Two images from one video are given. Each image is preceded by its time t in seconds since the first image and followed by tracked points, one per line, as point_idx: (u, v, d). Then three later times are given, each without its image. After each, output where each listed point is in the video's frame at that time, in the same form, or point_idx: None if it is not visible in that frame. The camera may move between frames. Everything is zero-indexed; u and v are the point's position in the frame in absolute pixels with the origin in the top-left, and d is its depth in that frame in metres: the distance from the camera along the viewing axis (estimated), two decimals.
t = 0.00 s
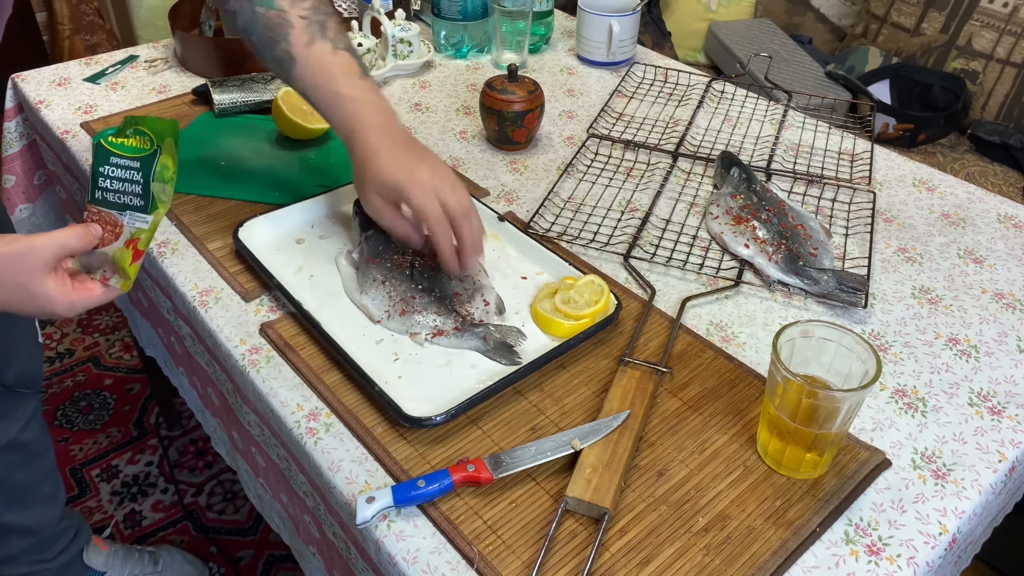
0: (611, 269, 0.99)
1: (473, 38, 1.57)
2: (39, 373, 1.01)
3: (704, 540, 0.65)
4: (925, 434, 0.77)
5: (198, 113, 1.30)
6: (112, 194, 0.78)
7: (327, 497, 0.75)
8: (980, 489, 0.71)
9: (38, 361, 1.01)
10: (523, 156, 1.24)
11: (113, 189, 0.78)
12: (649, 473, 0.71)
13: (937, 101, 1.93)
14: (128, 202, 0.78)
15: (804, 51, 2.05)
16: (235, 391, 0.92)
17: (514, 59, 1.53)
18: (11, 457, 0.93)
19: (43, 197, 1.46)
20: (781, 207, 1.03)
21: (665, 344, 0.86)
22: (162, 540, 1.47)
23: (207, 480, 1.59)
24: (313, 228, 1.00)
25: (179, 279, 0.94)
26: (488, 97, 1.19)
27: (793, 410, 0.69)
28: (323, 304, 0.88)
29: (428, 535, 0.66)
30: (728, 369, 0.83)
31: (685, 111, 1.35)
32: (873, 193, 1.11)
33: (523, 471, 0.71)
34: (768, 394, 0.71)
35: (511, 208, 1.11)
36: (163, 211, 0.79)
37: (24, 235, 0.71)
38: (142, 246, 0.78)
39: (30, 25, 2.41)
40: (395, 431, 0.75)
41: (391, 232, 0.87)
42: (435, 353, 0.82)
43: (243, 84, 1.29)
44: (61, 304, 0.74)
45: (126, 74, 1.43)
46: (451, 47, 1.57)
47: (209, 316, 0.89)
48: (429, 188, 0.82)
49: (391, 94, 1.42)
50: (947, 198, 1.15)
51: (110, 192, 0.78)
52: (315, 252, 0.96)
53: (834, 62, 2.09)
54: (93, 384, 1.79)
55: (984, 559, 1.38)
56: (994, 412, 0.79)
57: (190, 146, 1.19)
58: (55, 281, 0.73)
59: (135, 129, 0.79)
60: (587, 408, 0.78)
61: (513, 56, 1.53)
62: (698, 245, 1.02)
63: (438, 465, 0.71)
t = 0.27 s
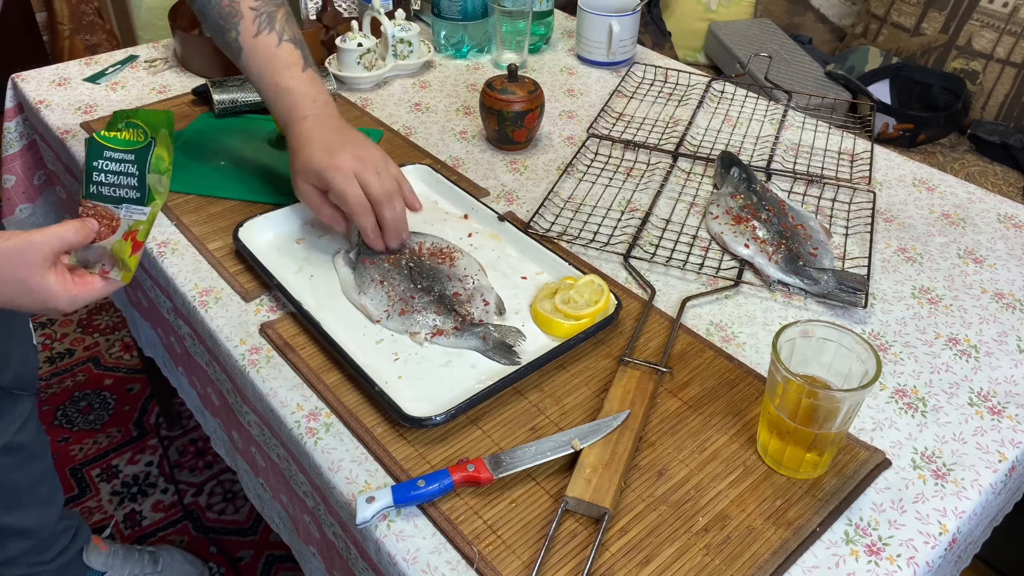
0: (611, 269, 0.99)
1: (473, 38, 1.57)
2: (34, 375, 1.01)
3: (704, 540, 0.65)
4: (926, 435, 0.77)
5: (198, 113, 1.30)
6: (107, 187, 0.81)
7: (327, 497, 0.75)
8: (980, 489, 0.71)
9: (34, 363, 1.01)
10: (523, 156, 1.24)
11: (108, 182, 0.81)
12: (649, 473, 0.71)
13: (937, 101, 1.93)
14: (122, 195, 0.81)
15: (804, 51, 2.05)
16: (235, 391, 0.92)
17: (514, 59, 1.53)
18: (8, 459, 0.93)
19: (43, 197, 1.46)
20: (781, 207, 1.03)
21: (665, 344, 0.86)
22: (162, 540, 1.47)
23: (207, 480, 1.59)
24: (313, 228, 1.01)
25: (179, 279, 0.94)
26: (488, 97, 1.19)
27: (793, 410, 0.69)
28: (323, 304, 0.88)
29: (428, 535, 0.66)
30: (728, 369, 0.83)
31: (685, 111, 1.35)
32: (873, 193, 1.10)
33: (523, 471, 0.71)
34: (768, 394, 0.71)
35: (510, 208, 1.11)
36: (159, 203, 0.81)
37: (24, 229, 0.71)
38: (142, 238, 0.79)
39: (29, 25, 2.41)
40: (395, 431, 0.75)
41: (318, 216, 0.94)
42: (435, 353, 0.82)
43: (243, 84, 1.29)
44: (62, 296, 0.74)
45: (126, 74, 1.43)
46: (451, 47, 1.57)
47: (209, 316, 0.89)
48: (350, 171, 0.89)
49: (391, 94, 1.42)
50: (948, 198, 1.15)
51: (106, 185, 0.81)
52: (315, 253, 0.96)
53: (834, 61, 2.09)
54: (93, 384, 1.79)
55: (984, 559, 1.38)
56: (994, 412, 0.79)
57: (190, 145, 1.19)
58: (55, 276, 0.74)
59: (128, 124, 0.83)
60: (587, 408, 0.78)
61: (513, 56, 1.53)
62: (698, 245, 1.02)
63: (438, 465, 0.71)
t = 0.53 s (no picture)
0: (611, 269, 0.99)
1: (473, 38, 1.57)
2: (27, 377, 0.99)
3: (704, 540, 0.65)
4: (926, 435, 0.77)
5: (198, 113, 1.30)
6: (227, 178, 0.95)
7: (327, 497, 0.75)
8: (980, 489, 0.71)
9: (26, 364, 0.98)
10: (523, 156, 1.24)
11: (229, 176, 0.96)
12: (649, 473, 0.71)
13: (937, 101, 1.93)
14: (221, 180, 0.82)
15: (804, 51, 2.05)
16: (235, 391, 0.92)
17: (514, 59, 1.53)
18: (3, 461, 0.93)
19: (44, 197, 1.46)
20: (781, 207, 1.03)
21: (665, 344, 0.86)
22: (161, 540, 1.47)
23: (207, 480, 1.59)
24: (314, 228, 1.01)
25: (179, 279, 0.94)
26: (488, 97, 1.19)
27: (793, 410, 0.69)
28: (323, 304, 0.88)
29: (428, 535, 0.66)
30: (729, 369, 0.83)
31: (685, 111, 1.35)
32: (873, 193, 1.10)
33: (523, 471, 0.71)
34: (768, 394, 0.71)
35: (510, 208, 1.11)
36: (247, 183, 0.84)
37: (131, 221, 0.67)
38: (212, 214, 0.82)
39: (30, 26, 2.41)
40: (395, 431, 0.75)
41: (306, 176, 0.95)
42: (435, 353, 0.82)
43: (243, 84, 1.29)
44: (175, 282, 0.66)
45: (127, 74, 1.43)
46: (452, 47, 1.57)
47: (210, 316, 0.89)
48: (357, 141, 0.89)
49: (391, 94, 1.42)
50: (947, 198, 1.15)
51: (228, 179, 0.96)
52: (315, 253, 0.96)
53: (834, 62, 2.09)
54: (93, 384, 1.79)
55: (983, 558, 1.38)
56: (994, 412, 0.79)
57: (190, 145, 1.19)
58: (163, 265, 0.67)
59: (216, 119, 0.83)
60: (587, 408, 0.78)
61: (513, 56, 1.53)
62: (698, 245, 1.02)
63: (438, 465, 0.71)
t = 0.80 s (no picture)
0: (611, 269, 0.99)
1: (473, 38, 1.57)
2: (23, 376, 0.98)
3: (705, 540, 0.65)
4: (925, 434, 0.77)
5: (198, 113, 1.30)
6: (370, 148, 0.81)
7: (327, 497, 0.75)
8: (980, 489, 0.71)
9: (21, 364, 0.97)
10: (523, 156, 1.24)
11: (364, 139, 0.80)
12: (649, 472, 0.71)
13: (937, 101, 1.93)
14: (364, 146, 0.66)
15: (804, 51, 2.05)
16: (235, 391, 0.93)
17: (514, 59, 1.53)
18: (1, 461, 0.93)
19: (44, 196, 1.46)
20: (781, 207, 1.02)
21: (665, 344, 0.86)
22: (161, 540, 1.47)
23: (207, 480, 1.59)
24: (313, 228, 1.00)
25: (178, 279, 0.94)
26: (487, 97, 1.19)
27: (793, 410, 0.68)
28: (323, 304, 0.88)
29: (428, 535, 0.66)
30: (728, 368, 0.83)
31: (685, 111, 1.35)
32: (873, 193, 1.10)
33: (522, 471, 0.71)
34: (768, 394, 0.71)
35: (510, 208, 1.11)
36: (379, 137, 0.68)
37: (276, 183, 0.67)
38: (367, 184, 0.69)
39: (30, 26, 2.41)
40: (395, 430, 0.75)
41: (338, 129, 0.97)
42: (435, 353, 0.82)
43: (243, 84, 1.29)
44: (321, 224, 0.63)
45: (126, 73, 1.43)
46: (451, 47, 1.57)
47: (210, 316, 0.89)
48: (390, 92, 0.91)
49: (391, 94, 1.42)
50: (948, 198, 1.15)
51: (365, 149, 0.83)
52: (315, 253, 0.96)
53: (834, 62, 2.09)
54: (93, 384, 1.79)
55: (983, 559, 1.38)
56: (994, 412, 0.79)
57: (190, 145, 1.19)
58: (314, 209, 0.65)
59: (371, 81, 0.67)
60: (587, 408, 0.78)
61: (513, 56, 1.53)
62: (698, 245, 1.02)
63: (438, 465, 0.71)
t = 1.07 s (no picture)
0: (611, 269, 0.99)
1: (473, 38, 1.57)
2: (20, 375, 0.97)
3: (704, 540, 0.65)
4: (925, 435, 0.77)
5: (198, 113, 1.30)
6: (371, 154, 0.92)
7: (327, 497, 0.75)
8: (980, 489, 0.71)
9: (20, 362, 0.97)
10: (523, 156, 1.24)
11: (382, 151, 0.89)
12: (649, 473, 0.71)
13: (937, 101, 1.93)
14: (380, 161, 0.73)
15: (804, 51, 2.05)
16: (235, 391, 0.93)
17: (514, 59, 1.53)
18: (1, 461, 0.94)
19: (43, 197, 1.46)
20: (781, 207, 1.03)
21: (665, 344, 0.85)
22: (161, 540, 1.47)
23: (207, 480, 1.59)
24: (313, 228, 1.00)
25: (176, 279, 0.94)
26: (488, 97, 1.19)
27: (793, 410, 0.68)
28: (323, 304, 0.88)
29: (428, 535, 0.66)
30: (728, 369, 0.83)
31: (685, 110, 1.35)
32: (873, 193, 1.10)
33: (522, 471, 0.71)
34: (768, 394, 0.71)
35: (510, 208, 1.11)
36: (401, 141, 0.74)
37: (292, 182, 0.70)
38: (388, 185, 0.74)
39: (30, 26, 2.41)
40: (395, 431, 0.75)
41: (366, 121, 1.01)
42: (434, 353, 0.82)
43: (243, 83, 1.29)
44: (343, 210, 0.66)
45: (126, 74, 1.43)
46: (451, 48, 1.57)
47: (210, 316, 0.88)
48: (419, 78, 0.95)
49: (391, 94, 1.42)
50: (948, 198, 1.15)
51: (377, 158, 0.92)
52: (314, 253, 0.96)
53: (834, 62, 2.09)
54: (93, 384, 1.79)
55: (983, 559, 1.38)
56: (994, 412, 0.79)
57: (190, 145, 1.19)
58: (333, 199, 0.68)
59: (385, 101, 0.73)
60: (587, 408, 0.78)
61: (513, 56, 1.53)
62: (698, 245, 1.02)
63: (438, 465, 0.71)
